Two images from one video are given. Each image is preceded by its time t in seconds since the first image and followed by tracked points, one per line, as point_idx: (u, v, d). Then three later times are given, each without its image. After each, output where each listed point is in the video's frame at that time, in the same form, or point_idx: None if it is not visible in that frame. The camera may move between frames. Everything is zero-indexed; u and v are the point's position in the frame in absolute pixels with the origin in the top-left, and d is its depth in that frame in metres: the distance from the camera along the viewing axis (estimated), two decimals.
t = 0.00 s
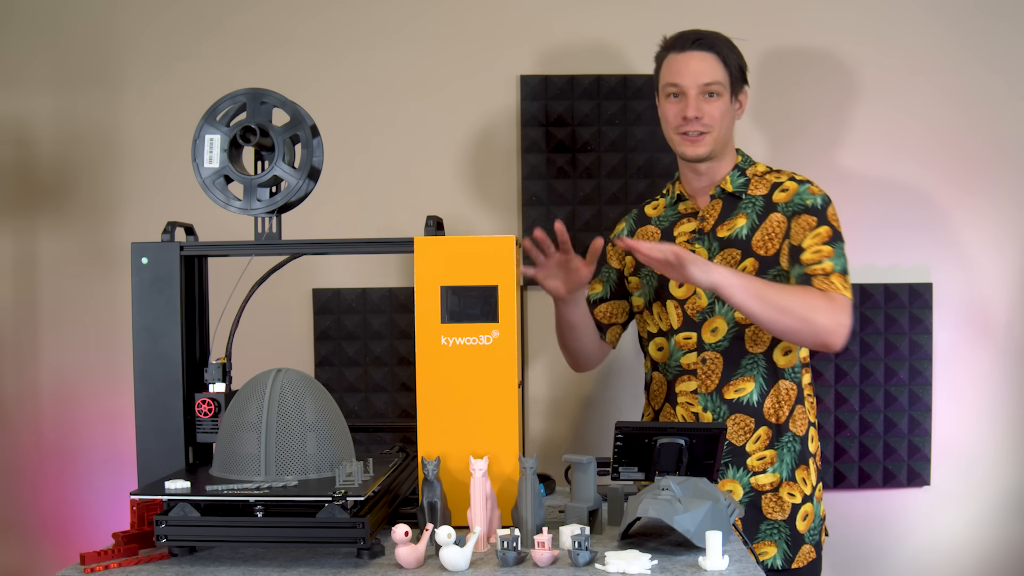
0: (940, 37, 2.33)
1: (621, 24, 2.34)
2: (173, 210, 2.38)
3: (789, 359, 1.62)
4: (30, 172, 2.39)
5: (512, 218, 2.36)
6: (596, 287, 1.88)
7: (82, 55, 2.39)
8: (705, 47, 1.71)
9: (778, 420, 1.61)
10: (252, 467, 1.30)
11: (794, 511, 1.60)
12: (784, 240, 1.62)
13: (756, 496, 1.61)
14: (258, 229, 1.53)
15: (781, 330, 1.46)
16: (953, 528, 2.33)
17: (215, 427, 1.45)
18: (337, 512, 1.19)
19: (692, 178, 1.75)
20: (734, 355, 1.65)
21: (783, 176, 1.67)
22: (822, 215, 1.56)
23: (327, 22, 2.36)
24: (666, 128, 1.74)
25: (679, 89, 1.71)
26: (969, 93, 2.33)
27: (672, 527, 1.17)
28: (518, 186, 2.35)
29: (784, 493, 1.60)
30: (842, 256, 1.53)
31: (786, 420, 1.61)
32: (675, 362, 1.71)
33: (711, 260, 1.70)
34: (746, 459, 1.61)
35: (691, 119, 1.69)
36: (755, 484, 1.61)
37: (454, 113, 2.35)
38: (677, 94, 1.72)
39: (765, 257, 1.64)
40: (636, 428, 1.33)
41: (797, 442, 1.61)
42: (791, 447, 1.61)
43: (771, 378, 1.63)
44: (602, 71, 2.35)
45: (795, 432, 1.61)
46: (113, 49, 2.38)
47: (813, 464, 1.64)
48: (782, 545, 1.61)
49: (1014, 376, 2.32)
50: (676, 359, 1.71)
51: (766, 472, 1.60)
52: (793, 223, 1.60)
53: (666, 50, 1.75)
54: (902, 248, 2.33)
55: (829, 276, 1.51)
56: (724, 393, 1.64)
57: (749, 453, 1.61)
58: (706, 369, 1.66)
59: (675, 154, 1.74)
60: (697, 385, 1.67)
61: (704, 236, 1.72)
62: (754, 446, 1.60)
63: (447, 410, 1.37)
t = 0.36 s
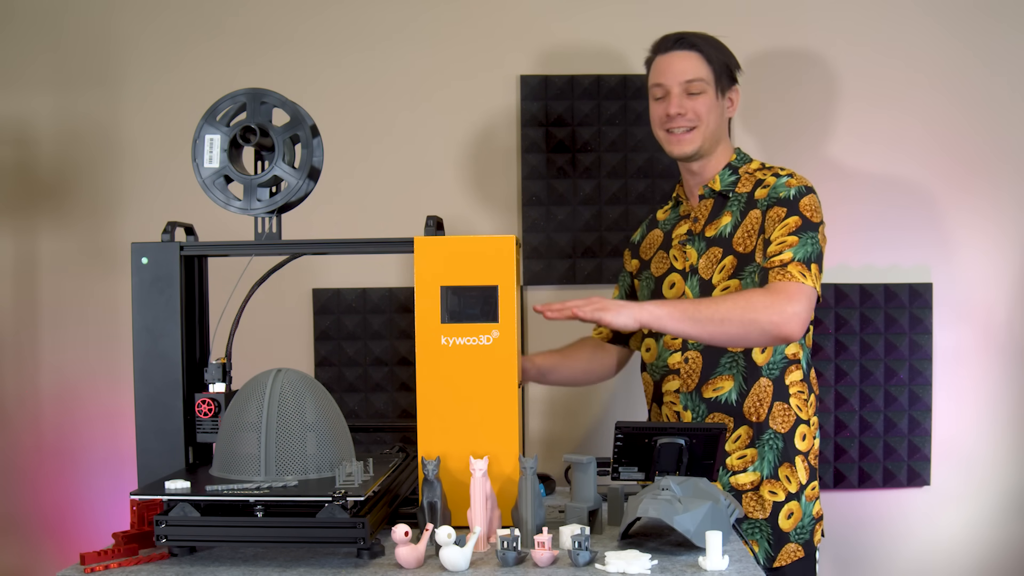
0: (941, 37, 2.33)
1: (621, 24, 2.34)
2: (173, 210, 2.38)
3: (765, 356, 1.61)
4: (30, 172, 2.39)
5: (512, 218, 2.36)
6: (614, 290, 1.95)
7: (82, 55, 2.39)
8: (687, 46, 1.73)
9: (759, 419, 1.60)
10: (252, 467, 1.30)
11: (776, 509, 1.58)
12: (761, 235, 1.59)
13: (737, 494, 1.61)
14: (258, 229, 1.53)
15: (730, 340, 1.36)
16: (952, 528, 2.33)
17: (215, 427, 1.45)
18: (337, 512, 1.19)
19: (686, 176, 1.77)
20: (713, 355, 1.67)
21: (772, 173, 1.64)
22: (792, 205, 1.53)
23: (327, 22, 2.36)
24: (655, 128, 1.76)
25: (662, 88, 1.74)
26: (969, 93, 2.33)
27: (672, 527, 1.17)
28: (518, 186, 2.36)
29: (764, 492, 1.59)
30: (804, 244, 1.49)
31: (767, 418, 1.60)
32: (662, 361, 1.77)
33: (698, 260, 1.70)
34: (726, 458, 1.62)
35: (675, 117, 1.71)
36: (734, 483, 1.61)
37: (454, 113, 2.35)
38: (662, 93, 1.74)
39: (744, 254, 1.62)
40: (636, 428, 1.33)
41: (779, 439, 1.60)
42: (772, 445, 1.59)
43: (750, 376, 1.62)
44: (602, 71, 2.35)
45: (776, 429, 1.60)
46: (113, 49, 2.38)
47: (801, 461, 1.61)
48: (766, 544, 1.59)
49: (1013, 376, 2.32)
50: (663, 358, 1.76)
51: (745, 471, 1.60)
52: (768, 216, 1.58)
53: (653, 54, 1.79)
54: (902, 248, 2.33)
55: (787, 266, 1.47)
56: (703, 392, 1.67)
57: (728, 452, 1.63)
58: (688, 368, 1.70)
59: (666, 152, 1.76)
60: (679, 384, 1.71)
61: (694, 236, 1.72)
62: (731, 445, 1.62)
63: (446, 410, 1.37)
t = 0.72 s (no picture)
0: (941, 37, 2.33)
1: (621, 24, 2.34)
2: (173, 210, 2.38)
3: (771, 360, 1.64)
4: (30, 172, 2.39)
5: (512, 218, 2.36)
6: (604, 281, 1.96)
7: (82, 55, 2.39)
8: (682, 50, 1.74)
9: (759, 422, 1.63)
10: (252, 467, 1.30)
11: (775, 513, 1.61)
12: (776, 238, 1.66)
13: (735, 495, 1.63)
14: (258, 229, 1.53)
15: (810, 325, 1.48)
16: (952, 528, 2.33)
17: (215, 427, 1.45)
18: (337, 512, 1.19)
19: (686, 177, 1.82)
20: (714, 355, 1.68)
21: (776, 173, 1.70)
22: (819, 210, 1.59)
23: (327, 22, 2.36)
24: (655, 131, 1.79)
25: (661, 94, 1.75)
26: (969, 93, 2.33)
27: (672, 527, 1.17)
28: (518, 185, 2.35)
29: (764, 494, 1.62)
30: (847, 248, 1.56)
31: (767, 422, 1.62)
32: (663, 360, 1.77)
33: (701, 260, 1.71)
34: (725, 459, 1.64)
35: (675, 124, 1.73)
36: (733, 484, 1.63)
37: (454, 113, 2.35)
38: (661, 99, 1.76)
39: (753, 255, 1.69)
40: (636, 428, 1.33)
41: (780, 444, 1.62)
42: (772, 450, 1.62)
43: (753, 379, 1.64)
44: (602, 71, 2.35)
45: (776, 434, 1.62)
46: (113, 49, 2.38)
47: (801, 468, 1.63)
48: (762, 546, 1.62)
49: (1013, 377, 2.33)
50: (664, 357, 1.77)
51: (744, 473, 1.63)
52: (789, 220, 1.63)
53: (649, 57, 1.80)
54: (902, 249, 2.33)
55: (843, 270, 1.54)
56: (703, 393, 1.67)
57: (727, 453, 1.64)
58: (687, 368, 1.70)
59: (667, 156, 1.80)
60: (679, 384, 1.71)
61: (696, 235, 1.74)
62: (731, 446, 1.63)
63: (446, 411, 1.37)
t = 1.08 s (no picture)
0: (941, 37, 2.33)
1: (621, 23, 2.34)
2: (172, 210, 2.38)
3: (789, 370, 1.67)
4: (30, 172, 2.39)
5: (512, 218, 2.36)
6: (590, 301, 1.88)
7: (82, 55, 2.39)
8: (714, 48, 1.75)
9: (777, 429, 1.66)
10: (252, 467, 1.30)
11: (796, 518, 1.65)
12: (795, 254, 1.69)
13: (756, 504, 1.65)
14: (258, 229, 1.53)
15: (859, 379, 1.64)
16: (952, 528, 2.33)
17: (215, 427, 1.45)
18: (337, 512, 1.19)
19: (694, 181, 1.77)
20: (735, 365, 1.67)
21: (782, 184, 1.73)
22: (837, 233, 1.67)
23: (327, 21, 2.36)
24: (683, 128, 1.74)
25: (695, 89, 1.74)
26: (969, 93, 2.33)
27: (672, 527, 1.17)
28: (518, 185, 2.35)
29: (784, 501, 1.64)
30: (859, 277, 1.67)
31: (783, 430, 1.66)
32: (673, 372, 1.73)
33: (713, 268, 1.72)
34: (745, 468, 1.66)
35: (712, 118, 1.72)
36: (755, 492, 1.65)
37: (454, 113, 2.35)
38: (693, 93, 1.74)
39: (773, 267, 1.69)
40: (636, 428, 1.33)
41: (796, 451, 1.66)
42: (789, 457, 1.65)
43: (772, 388, 1.66)
44: (602, 71, 2.35)
45: (792, 442, 1.66)
46: (113, 49, 2.38)
47: (813, 474, 1.68)
48: (784, 553, 1.65)
49: (1013, 377, 2.33)
50: (675, 369, 1.73)
51: (766, 481, 1.64)
52: (809, 239, 1.68)
53: (674, 50, 1.77)
54: (902, 248, 2.33)
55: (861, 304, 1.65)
56: (725, 403, 1.68)
57: (749, 462, 1.66)
58: (706, 379, 1.69)
59: (686, 154, 1.75)
60: (696, 395, 1.70)
61: (705, 243, 1.74)
62: (753, 455, 1.65)
63: (446, 411, 1.37)
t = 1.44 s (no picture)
0: (941, 37, 2.33)
1: (622, 23, 2.34)
2: (172, 210, 2.38)
3: (779, 367, 1.69)
4: (30, 172, 2.39)
5: (512, 218, 2.36)
6: (578, 302, 1.87)
7: (82, 55, 2.39)
8: (700, 48, 1.75)
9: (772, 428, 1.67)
10: (252, 467, 1.30)
11: (792, 515, 1.67)
12: (787, 254, 1.70)
13: (754, 503, 1.66)
14: (258, 229, 1.53)
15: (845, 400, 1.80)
16: (953, 529, 2.33)
17: (215, 427, 1.45)
18: (337, 512, 1.19)
19: (682, 183, 1.77)
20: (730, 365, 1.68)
21: (773, 184, 1.74)
22: (826, 235, 1.70)
23: (327, 21, 2.36)
24: (666, 128, 1.76)
25: (679, 89, 1.75)
26: (969, 93, 2.33)
27: (672, 527, 1.17)
28: (518, 185, 2.35)
29: (781, 499, 1.66)
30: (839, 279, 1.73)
31: (777, 428, 1.67)
32: (670, 372, 1.73)
33: (707, 269, 1.71)
34: (742, 468, 1.66)
35: (695, 118, 1.73)
36: (753, 491, 1.66)
37: (454, 113, 2.35)
38: (676, 94, 1.75)
39: (766, 266, 1.69)
40: (636, 428, 1.33)
41: (789, 449, 1.68)
42: (784, 454, 1.67)
43: (765, 386, 1.67)
44: (603, 71, 2.35)
45: (786, 439, 1.68)
46: (114, 49, 2.38)
47: (805, 469, 1.71)
48: (782, 550, 1.67)
49: (1014, 377, 2.33)
50: (671, 369, 1.72)
51: (762, 480, 1.66)
52: (801, 241, 1.70)
53: (660, 51, 1.78)
54: (902, 248, 2.33)
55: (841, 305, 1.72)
56: (721, 403, 1.68)
57: (746, 462, 1.66)
58: (702, 379, 1.69)
59: (671, 154, 1.76)
60: (693, 396, 1.69)
61: (699, 244, 1.73)
62: (750, 454, 1.65)
63: (446, 412, 1.37)
